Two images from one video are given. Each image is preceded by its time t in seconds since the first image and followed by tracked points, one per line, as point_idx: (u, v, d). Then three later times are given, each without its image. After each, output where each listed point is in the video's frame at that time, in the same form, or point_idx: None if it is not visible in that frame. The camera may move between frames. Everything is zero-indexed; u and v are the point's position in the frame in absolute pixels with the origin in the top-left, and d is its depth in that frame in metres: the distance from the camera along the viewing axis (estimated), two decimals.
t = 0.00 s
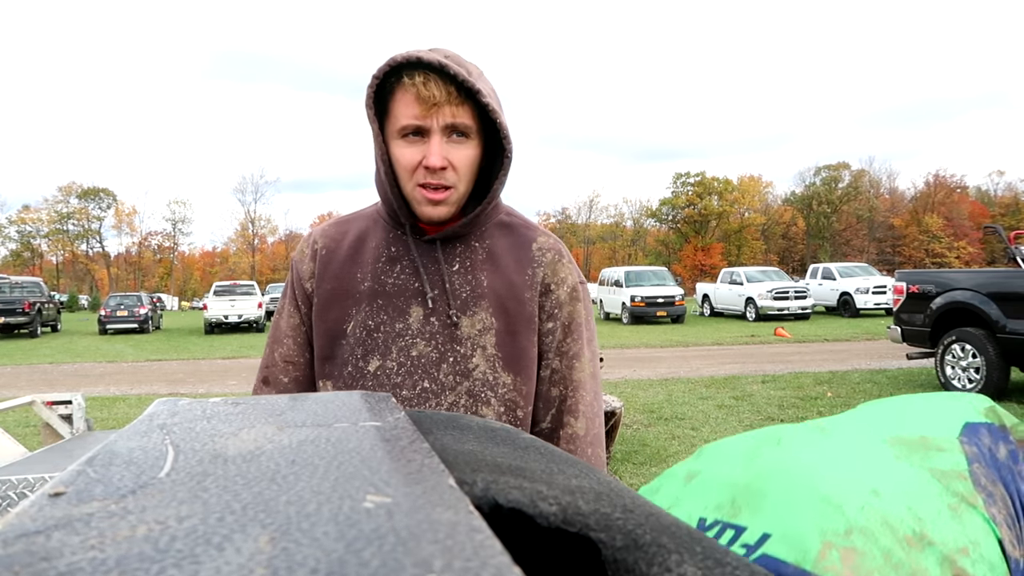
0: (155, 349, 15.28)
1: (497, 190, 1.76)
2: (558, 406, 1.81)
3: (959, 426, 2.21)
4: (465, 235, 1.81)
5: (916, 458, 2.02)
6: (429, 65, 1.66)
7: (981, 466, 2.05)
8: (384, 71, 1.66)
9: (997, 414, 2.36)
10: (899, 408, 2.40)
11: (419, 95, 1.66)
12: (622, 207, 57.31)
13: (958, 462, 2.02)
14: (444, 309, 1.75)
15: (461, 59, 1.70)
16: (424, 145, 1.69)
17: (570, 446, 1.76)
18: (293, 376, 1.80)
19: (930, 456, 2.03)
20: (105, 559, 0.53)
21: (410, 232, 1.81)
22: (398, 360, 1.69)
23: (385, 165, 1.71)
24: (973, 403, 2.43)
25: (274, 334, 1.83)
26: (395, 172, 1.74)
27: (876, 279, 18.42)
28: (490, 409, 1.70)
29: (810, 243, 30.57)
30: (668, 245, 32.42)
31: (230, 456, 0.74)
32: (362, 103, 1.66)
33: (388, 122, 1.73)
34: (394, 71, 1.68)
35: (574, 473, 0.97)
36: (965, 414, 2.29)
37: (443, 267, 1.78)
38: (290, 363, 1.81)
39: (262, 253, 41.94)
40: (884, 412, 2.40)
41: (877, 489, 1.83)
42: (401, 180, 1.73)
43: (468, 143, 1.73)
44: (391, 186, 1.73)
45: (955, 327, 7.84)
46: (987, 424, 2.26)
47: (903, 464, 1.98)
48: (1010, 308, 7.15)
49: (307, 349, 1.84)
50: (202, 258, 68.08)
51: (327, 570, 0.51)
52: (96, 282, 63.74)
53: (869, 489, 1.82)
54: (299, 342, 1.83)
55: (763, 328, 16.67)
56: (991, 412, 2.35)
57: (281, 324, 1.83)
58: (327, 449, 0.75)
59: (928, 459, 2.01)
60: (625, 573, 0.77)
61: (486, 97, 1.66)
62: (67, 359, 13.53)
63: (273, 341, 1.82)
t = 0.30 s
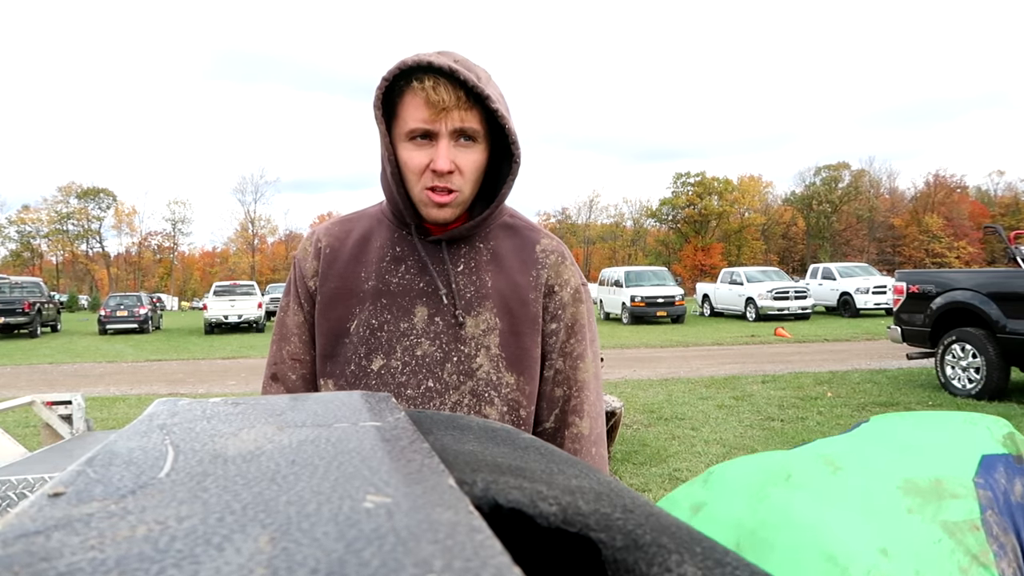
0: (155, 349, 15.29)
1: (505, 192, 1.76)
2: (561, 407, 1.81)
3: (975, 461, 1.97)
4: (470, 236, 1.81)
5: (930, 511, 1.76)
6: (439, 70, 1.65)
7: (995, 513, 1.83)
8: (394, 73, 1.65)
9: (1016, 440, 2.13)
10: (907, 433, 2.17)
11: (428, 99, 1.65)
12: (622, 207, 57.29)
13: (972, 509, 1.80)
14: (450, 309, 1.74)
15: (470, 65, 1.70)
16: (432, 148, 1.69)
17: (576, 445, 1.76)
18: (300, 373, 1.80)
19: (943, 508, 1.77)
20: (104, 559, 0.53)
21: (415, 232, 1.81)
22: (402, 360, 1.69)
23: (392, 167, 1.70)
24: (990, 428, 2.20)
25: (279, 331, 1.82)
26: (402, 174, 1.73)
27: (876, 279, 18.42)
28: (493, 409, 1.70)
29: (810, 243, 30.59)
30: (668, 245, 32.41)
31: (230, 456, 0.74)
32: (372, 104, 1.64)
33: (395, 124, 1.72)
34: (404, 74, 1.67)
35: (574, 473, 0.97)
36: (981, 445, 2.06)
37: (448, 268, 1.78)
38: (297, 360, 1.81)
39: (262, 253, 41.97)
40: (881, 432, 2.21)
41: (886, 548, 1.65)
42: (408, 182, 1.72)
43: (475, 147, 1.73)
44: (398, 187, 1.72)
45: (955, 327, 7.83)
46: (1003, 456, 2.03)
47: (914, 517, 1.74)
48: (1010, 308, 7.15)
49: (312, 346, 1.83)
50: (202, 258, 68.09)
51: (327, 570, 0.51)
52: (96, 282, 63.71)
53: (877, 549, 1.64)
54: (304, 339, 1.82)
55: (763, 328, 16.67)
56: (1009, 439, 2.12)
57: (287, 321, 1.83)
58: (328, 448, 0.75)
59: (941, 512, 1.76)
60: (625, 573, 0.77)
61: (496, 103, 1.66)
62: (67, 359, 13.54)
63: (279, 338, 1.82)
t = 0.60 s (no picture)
0: (155, 349, 15.29)
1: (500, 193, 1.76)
2: (557, 405, 1.81)
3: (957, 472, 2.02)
4: (464, 237, 1.82)
5: (895, 523, 1.79)
6: (434, 71, 1.65)
7: (971, 522, 1.85)
8: (388, 75, 1.65)
9: (1010, 445, 2.16)
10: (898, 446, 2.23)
11: (423, 100, 1.65)
12: (622, 206, 57.27)
13: (945, 519, 1.82)
14: (445, 309, 1.75)
15: (464, 67, 1.70)
16: (427, 149, 1.69)
17: (573, 443, 1.76)
18: (293, 374, 1.80)
19: (911, 518, 1.82)
20: (105, 558, 0.53)
21: (410, 232, 1.81)
22: (398, 360, 1.69)
23: (387, 167, 1.70)
24: (983, 435, 2.24)
25: (273, 332, 1.81)
26: (396, 174, 1.72)
27: (876, 279, 18.40)
28: (490, 408, 1.70)
29: (810, 243, 30.59)
30: (668, 245, 32.39)
31: (230, 456, 0.74)
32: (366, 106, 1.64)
33: (389, 125, 1.71)
34: (398, 76, 1.66)
35: (574, 473, 0.97)
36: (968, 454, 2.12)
37: (443, 268, 1.78)
38: (291, 361, 1.80)
39: (262, 252, 41.98)
40: (876, 443, 2.30)
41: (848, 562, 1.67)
42: (402, 183, 1.72)
43: (469, 148, 1.73)
44: (392, 188, 1.72)
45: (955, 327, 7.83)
46: (991, 464, 2.07)
47: (878, 530, 1.76)
48: (1010, 308, 7.14)
49: (305, 348, 1.83)
50: (201, 258, 68.06)
51: (327, 570, 0.50)
52: (96, 282, 63.71)
53: (837, 562, 1.66)
54: (298, 340, 1.82)
55: (763, 329, 16.66)
56: (1001, 444, 2.17)
57: (281, 322, 1.82)
58: (327, 449, 0.75)
59: (908, 523, 1.80)
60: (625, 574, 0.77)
61: (490, 105, 1.67)
62: (67, 359, 13.55)
63: (273, 338, 1.81)
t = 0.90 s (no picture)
0: (155, 349, 15.30)
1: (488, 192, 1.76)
2: (550, 402, 1.81)
3: (934, 469, 2.13)
4: (456, 237, 1.81)
5: (859, 512, 1.92)
6: (417, 70, 1.65)
7: (944, 515, 1.94)
8: (372, 75, 1.65)
9: (1002, 445, 2.24)
10: (890, 450, 2.32)
11: (407, 100, 1.65)
12: (622, 206, 57.26)
13: (915, 510, 1.93)
14: (437, 309, 1.75)
15: (449, 65, 1.70)
16: (414, 149, 1.68)
17: (565, 440, 1.76)
18: (286, 377, 1.79)
19: (879, 508, 1.94)
20: (103, 560, 0.53)
21: (401, 233, 1.81)
22: (392, 360, 1.70)
23: (375, 169, 1.71)
24: (977, 434, 2.32)
25: (266, 336, 1.81)
26: (385, 175, 1.73)
27: (876, 279, 18.39)
28: (484, 407, 1.70)
29: (809, 243, 30.61)
30: (668, 245, 32.36)
31: (229, 456, 0.74)
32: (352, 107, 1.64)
33: (376, 126, 1.72)
34: (382, 76, 1.67)
35: (574, 473, 0.97)
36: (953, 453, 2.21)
37: (435, 268, 1.78)
38: (283, 365, 1.80)
39: (262, 252, 41.98)
40: (867, 449, 2.40)
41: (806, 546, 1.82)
42: (391, 183, 1.72)
43: (456, 147, 1.73)
44: (381, 189, 1.72)
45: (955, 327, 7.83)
46: (976, 461, 2.16)
47: (841, 517, 1.91)
48: (1010, 308, 7.14)
49: (299, 350, 1.83)
50: (201, 258, 68.05)
51: (327, 571, 0.51)
52: (96, 282, 63.76)
53: (796, 546, 1.82)
54: (290, 343, 1.82)
55: (763, 329, 16.67)
56: (992, 443, 2.25)
57: (273, 326, 1.82)
58: (327, 449, 0.75)
59: (874, 512, 1.92)
60: (625, 573, 0.77)
61: (475, 102, 1.66)
62: (68, 359, 13.55)
63: (265, 342, 1.81)
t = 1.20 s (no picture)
0: (155, 349, 15.29)
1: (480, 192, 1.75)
2: (547, 401, 1.81)
3: (915, 466, 2.13)
4: (450, 237, 1.81)
5: (830, 508, 1.94)
6: (404, 70, 1.65)
7: (920, 511, 1.95)
8: (360, 77, 1.65)
9: (992, 442, 2.22)
10: (884, 448, 2.32)
11: (395, 100, 1.65)
12: (622, 206, 57.27)
13: (889, 506, 1.94)
14: (433, 310, 1.75)
15: (436, 64, 1.69)
16: (403, 149, 1.68)
17: (561, 438, 1.76)
18: (283, 379, 1.79)
19: (851, 503, 1.95)
20: (104, 560, 0.53)
21: (395, 233, 1.81)
22: (388, 361, 1.70)
23: (367, 170, 1.71)
24: (968, 432, 2.30)
25: (262, 338, 1.81)
26: (377, 176, 1.73)
27: (876, 279, 18.39)
28: (480, 406, 1.70)
29: (809, 243, 30.65)
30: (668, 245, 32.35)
31: (229, 456, 0.74)
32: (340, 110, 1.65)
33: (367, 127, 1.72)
34: (370, 77, 1.67)
35: (574, 473, 0.97)
36: (939, 449, 2.21)
37: (430, 268, 1.78)
38: (280, 367, 1.80)
39: (262, 252, 41.99)
40: (860, 446, 2.41)
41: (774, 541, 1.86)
42: (382, 183, 1.72)
43: (447, 146, 1.72)
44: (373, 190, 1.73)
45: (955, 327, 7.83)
46: (962, 459, 2.16)
47: (811, 513, 1.93)
48: (1010, 308, 7.14)
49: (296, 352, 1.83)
50: (201, 258, 67.96)
51: (327, 570, 0.51)
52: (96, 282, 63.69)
53: (764, 541, 1.86)
54: (287, 345, 1.82)
55: (763, 329, 16.67)
56: (982, 440, 2.23)
57: (269, 326, 1.82)
58: (327, 449, 0.75)
59: (847, 508, 1.93)
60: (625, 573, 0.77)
61: (463, 101, 1.65)
62: (67, 359, 13.54)
63: (261, 344, 1.81)
